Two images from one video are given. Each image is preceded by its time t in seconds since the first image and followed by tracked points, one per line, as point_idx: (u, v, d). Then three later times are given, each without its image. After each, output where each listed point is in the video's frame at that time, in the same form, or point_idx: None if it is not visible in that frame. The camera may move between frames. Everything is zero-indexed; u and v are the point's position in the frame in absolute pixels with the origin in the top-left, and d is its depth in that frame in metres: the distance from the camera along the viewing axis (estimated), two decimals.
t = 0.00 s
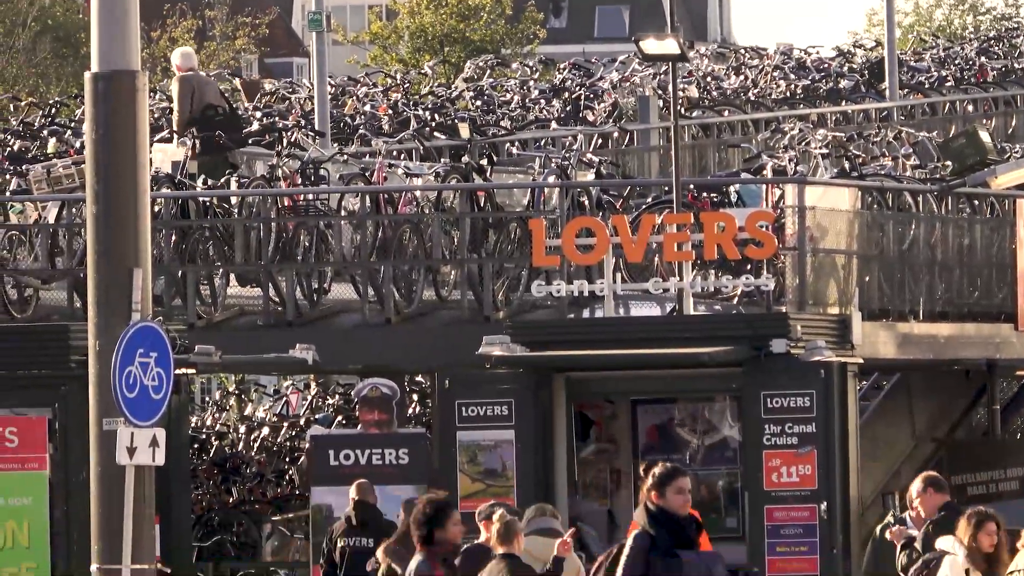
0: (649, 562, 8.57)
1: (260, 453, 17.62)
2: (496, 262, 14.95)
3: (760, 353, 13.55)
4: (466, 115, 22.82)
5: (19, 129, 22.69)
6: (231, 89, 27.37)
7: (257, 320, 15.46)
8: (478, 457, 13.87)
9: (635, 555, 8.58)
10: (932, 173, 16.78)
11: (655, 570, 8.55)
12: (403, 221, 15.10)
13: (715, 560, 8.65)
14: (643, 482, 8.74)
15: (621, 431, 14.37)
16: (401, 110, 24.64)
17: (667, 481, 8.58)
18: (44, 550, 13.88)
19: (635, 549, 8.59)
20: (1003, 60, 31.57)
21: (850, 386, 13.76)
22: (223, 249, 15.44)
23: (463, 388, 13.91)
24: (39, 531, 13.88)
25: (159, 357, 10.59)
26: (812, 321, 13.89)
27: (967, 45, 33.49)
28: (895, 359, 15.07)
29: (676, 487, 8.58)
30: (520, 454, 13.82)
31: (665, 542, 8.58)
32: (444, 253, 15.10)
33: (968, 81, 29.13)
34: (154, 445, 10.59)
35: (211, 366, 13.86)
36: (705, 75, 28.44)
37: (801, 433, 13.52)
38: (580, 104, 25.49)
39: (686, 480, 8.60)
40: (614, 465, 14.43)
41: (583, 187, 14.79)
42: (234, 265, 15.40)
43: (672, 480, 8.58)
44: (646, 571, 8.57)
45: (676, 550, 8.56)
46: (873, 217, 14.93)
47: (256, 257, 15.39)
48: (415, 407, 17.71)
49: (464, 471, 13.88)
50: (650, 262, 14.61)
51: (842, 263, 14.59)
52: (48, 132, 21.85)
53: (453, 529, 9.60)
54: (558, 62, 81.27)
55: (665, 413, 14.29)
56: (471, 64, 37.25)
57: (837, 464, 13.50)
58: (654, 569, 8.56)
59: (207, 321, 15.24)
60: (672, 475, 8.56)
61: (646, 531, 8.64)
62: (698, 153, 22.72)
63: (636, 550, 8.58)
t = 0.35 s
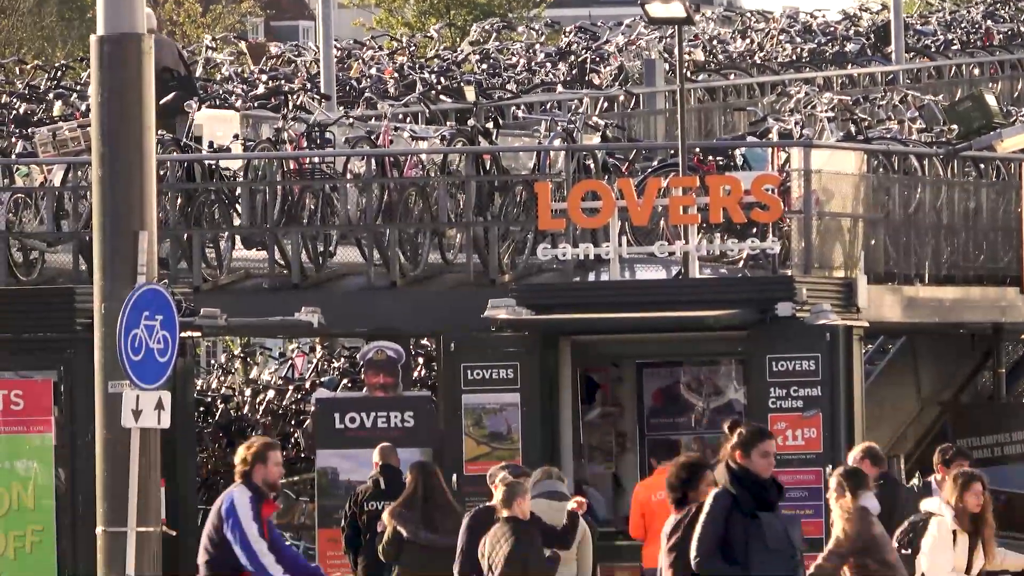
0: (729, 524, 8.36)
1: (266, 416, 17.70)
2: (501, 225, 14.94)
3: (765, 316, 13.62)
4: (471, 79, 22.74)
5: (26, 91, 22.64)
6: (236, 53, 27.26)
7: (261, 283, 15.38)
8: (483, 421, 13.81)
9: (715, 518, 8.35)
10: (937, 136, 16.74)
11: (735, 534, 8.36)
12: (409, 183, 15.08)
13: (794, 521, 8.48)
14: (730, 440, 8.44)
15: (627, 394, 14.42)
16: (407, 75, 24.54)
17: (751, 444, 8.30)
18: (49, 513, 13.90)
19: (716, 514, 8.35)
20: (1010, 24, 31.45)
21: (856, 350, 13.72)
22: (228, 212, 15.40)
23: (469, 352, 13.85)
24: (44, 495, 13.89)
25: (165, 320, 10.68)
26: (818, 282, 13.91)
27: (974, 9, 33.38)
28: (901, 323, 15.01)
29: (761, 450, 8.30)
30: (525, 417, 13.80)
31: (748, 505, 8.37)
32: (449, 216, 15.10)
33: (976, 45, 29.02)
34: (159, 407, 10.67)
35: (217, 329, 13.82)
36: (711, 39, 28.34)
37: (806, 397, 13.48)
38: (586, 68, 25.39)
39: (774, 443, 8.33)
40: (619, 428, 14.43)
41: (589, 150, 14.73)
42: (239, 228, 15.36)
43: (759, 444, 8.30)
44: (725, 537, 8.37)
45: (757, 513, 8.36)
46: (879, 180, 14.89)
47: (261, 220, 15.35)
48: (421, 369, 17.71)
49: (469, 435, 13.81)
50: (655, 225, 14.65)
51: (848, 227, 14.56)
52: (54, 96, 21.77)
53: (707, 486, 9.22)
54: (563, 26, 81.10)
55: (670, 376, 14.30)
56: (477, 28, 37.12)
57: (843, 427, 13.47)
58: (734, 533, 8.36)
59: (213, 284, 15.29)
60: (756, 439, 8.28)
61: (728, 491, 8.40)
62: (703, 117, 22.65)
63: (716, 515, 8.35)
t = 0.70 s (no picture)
0: (811, 483, 7.91)
1: (260, 377, 17.50)
2: (495, 187, 14.86)
3: (759, 278, 13.60)
4: (467, 40, 22.68)
5: (21, 50, 22.59)
6: (232, 14, 27.18)
7: (255, 245, 15.36)
8: (477, 382, 13.83)
9: (799, 478, 7.90)
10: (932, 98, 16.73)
11: (819, 495, 7.92)
12: (403, 144, 15.06)
13: (887, 486, 7.99)
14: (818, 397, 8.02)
15: (622, 355, 14.50)
16: (402, 37, 24.48)
17: (839, 401, 7.90)
18: (43, 475, 13.92)
19: (799, 474, 7.90)
20: None
21: (851, 314, 13.64)
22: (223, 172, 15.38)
23: (464, 313, 13.91)
24: (37, 458, 13.92)
25: (159, 281, 10.70)
26: (812, 245, 13.84)
27: None
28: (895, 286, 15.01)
29: (849, 408, 7.90)
30: (519, 378, 13.83)
31: (834, 464, 7.92)
32: (443, 176, 15.04)
33: (972, 7, 28.95)
34: (153, 368, 10.71)
35: (211, 290, 13.81)
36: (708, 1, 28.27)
37: (800, 358, 13.46)
38: (582, 30, 25.32)
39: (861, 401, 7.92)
40: (613, 389, 14.51)
41: (584, 112, 14.66)
42: (233, 189, 15.36)
43: (846, 400, 7.89)
44: (809, 498, 7.93)
45: (841, 472, 7.91)
46: (874, 142, 14.88)
47: (256, 181, 15.34)
48: (415, 331, 17.70)
49: (463, 396, 13.85)
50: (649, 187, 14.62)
51: (843, 188, 14.56)
52: (49, 56, 21.72)
53: (978, 452, 8.14)
54: None
55: (665, 338, 14.35)
56: None
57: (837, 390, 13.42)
58: (818, 494, 7.92)
59: (207, 245, 15.24)
60: (846, 397, 7.88)
61: (813, 447, 7.96)
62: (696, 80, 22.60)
63: (798, 474, 7.90)
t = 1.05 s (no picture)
0: (872, 462, 7.42)
1: (244, 345, 17.57)
2: (480, 155, 14.83)
3: (743, 248, 13.59)
4: (453, 9, 22.60)
5: (7, 17, 22.54)
6: None
7: (240, 211, 15.34)
8: (461, 350, 13.86)
9: (857, 460, 7.41)
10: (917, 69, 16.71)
11: (879, 476, 7.42)
12: (387, 112, 15.02)
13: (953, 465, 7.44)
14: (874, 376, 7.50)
15: (605, 323, 14.48)
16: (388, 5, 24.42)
17: (893, 380, 7.34)
18: (26, 441, 13.92)
19: (858, 456, 7.41)
20: None
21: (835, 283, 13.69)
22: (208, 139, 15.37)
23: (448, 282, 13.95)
24: (19, 422, 13.91)
25: (144, 248, 10.77)
26: (796, 216, 13.87)
27: None
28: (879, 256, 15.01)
29: (906, 385, 7.34)
30: (504, 347, 13.85)
31: (894, 442, 7.41)
32: (428, 145, 15.00)
33: None
34: (138, 334, 10.67)
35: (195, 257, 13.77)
36: None
37: (784, 329, 13.50)
38: None
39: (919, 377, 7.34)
40: (597, 358, 14.50)
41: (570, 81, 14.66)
42: (218, 156, 15.35)
43: (901, 377, 7.33)
44: (869, 478, 7.43)
45: (903, 452, 7.38)
46: (858, 113, 14.86)
47: (240, 149, 15.33)
48: (399, 300, 17.68)
49: (446, 365, 13.88)
50: (636, 155, 14.57)
51: (828, 159, 14.57)
52: (35, 23, 21.67)
53: None
54: None
55: (649, 308, 14.30)
56: None
57: (821, 360, 13.45)
58: (879, 472, 7.42)
59: (190, 212, 15.23)
60: (900, 373, 7.32)
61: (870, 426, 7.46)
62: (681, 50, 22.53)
63: (858, 455, 7.41)
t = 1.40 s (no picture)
0: (930, 427, 7.68)
1: (224, 313, 17.61)
2: (459, 127, 14.88)
3: (720, 222, 13.65)
4: None
5: None
6: None
7: (220, 182, 15.38)
8: (439, 322, 13.94)
9: (917, 424, 7.66)
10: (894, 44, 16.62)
11: (938, 441, 7.69)
12: (367, 84, 15.08)
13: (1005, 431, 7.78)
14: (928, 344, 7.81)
15: (583, 296, 14.59)
16: None
17: (955, 344, 7.63)
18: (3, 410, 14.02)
19: (919, 420, 7.67)
20: None
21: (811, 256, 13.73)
22: (189, 110, 15.42)
23: (425, 255, 14.00)
24: None
25: (124, 218, 10.79)
26: (775, 190, 14.00)
27: None
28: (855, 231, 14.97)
29: (966, 350, 7.64)
30: (482, 318, 13.92)
31: (953, 407, 7.69)
32: (408, 117, 15.03)
33: None
34: (118, 303, 10.78)
35: (176, 227, 13.75)
36: None
37: (760, 302, 13.58)
38: None
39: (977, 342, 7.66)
40: (574, 330, 14.60)
41: (549, 53, 14.68)
42: (199, 126, 15.40)
43: (961, 341, 7.64)
44: (928, 443, 7.69)
45: (962, 417, 7.69)
46: (835, 88, 14.91)
47: (221, 119, 15.37)
48: (378, 271, 17.73)
49: (425, 337, 13.97)
50: (614, 128, 14.54)
51: (805, 133, 14.64)
52: None
53: None
54: None
55: (626, 280, 14.41)
56: None
57: (795, 333, 13.54)
58: (939, 437, 7.69)
59: (172, 182, 15.29)
60: (962, 337, 7.62)
61: (931, 391, 7.72)
62: (663, 23, 22.46)
63: (918, 419, 7.67)
